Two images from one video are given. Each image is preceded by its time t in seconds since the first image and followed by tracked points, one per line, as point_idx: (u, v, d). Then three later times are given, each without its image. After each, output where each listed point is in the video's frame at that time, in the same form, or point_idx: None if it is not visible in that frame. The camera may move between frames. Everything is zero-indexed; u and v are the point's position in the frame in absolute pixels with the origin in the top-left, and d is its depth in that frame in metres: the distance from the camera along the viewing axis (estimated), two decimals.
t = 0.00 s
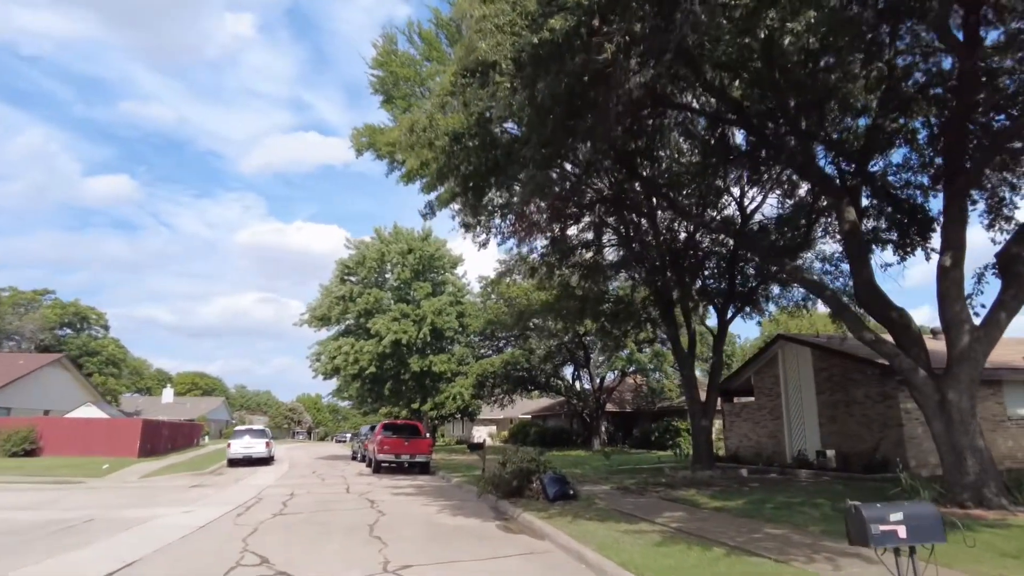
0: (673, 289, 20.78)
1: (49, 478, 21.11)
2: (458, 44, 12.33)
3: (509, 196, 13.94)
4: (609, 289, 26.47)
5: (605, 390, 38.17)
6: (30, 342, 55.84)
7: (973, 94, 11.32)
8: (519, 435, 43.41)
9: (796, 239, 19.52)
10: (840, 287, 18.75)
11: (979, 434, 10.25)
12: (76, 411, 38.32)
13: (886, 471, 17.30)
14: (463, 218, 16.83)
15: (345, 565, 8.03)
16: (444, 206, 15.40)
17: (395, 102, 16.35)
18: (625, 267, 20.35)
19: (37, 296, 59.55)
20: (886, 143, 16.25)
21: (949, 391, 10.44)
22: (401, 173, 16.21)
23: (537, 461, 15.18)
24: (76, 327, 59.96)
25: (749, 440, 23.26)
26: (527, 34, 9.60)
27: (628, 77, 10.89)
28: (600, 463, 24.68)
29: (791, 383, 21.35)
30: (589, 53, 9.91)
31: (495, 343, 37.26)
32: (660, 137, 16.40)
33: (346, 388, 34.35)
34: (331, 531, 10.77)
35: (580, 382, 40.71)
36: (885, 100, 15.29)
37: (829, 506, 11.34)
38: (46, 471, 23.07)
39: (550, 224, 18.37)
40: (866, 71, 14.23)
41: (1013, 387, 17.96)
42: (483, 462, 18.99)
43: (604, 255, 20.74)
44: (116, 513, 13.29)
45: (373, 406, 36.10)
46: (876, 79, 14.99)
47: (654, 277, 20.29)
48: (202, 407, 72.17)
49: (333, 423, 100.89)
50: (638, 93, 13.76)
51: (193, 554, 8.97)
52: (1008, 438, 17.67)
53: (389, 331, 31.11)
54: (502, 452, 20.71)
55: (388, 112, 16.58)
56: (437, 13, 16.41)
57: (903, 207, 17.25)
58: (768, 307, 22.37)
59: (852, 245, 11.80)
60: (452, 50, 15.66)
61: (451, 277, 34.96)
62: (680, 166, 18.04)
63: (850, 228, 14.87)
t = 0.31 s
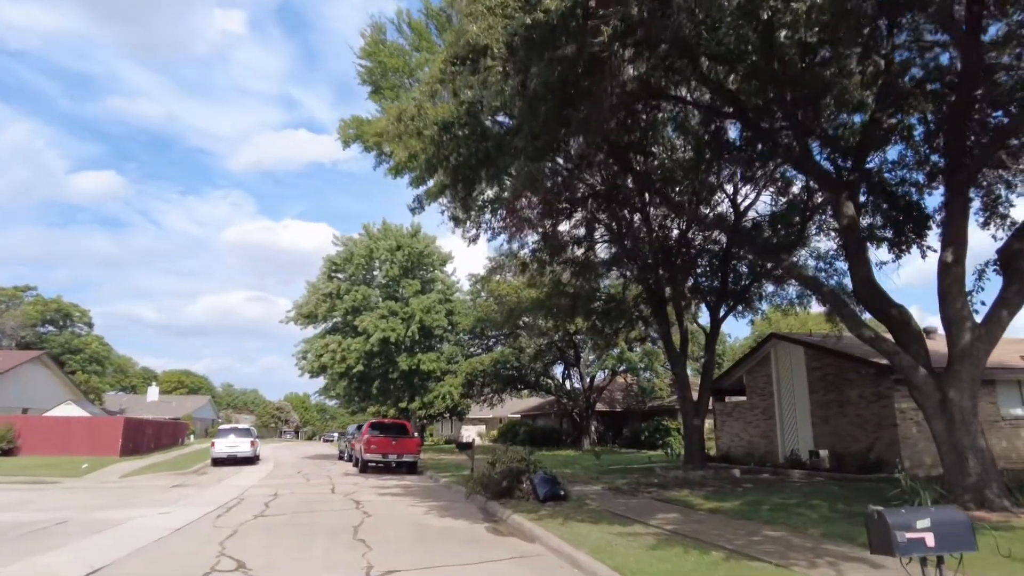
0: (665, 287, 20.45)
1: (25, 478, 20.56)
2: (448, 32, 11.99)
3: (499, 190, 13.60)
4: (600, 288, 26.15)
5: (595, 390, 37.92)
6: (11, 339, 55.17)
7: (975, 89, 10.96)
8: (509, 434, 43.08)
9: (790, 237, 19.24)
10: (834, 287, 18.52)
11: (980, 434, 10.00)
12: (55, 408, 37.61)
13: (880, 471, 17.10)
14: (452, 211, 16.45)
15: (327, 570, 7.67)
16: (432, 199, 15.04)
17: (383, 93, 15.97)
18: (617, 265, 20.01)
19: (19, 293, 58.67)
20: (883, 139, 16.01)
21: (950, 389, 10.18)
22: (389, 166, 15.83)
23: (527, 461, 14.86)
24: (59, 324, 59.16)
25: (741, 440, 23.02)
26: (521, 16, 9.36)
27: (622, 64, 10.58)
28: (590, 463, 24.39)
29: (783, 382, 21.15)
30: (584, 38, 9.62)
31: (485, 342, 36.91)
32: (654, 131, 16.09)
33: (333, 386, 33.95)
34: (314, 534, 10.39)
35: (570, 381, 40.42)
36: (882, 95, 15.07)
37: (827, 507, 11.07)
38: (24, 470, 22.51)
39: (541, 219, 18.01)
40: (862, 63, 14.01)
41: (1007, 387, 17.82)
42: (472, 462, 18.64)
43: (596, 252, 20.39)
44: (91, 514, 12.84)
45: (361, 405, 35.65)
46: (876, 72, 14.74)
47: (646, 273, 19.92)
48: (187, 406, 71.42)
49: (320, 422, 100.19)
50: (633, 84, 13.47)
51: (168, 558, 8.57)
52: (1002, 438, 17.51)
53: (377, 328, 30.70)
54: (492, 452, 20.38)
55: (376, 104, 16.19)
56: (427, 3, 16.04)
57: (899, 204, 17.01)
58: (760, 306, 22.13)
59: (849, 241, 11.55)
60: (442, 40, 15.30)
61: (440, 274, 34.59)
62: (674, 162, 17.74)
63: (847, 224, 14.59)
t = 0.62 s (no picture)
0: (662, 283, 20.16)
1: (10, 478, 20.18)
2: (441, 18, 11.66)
3: (494, 182, 13.28)
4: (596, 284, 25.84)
5: (591, 387, 37.61)
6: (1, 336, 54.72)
7: (985, 78, 10.63)
8: (504, 433, 42.77)
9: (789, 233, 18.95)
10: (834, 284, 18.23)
11: (990, 433, 9.70)
12: (45, 406, 37.15)
13: (880, 470, 16.83)
14: (446, 205, 16.12)
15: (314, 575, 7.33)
16: (426, 192, 14.70)
17: (376, 83, 15.64)
18: (614, 260, 19.71)
19: (8, 291, 58.11)
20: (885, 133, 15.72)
21: (958, 386, 9.89)
22: (381, 158, 15.49)
23: (522, 460, 14.53)
24: (49, 322, 58.70)
25: (739, 439, 22.74)
26: None
27: (620, 51, 10.28)
28: (586, 462, 24.09)
29: (781, 380, 20.87)
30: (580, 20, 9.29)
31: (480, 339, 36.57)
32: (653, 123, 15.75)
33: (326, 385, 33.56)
34: (303, 535, 10.06)
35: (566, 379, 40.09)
36: (885, 88, 14.76)
37: (831, 507, 10.79)
38: (10, 469, 22.11)
39: (538, 214, 17.70)
40: (864, 55, 13.70)
41: (1009, 384, 17.57)
42: (466, 461, 18.31)
43: (593, 247, 20.08)
44: (74, 515, 12.48)
45: (355, 403, 35.25)
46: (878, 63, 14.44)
47: (643, 269, 19.62)
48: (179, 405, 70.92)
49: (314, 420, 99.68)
50: (631, 74, 13.17)
51: (148, 561, 8.22)
52: (1004, 437, 17.25)
53: (370, 326, 30.35)
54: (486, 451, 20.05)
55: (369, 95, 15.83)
56: None
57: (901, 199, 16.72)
58: (759, 302, 21.85)
59: (854, 235, 11.25)
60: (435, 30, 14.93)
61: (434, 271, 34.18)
62: (671, 156, 17.43)
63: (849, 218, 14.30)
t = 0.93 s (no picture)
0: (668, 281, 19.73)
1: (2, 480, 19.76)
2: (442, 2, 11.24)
3: (496, 176, 12.88)
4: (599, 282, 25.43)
5: (593, 388, 37.17)
6: None
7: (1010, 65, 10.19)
8: (505, 434, 42.33)
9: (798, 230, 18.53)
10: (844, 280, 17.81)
11: (1016, 435, 9.29)
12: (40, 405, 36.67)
13: (892, 473, 16.39)
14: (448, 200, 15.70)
15: None
16: (425, 185, 14.26)
17: (374, 74, 15.22)
18: (619, 258, 19.28)
19: (5, 291, 57.71)
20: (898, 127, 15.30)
21: (983, 386, 9.47)
22: (380, 152, 15.08)
23: (525, 462, 14.08)
24: (46, 322, 58.31)
25: (745, 440, 22.31)
26: None
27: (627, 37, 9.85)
28: (589, 464, 23.65)
29: (789, 380, 20.43)
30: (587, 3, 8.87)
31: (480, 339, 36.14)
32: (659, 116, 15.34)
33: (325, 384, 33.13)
34: (297, 541, 9.62)
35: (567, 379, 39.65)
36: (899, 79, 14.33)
37: (848, 512, 10.34)
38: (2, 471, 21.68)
39: (541, 211, 17.30)
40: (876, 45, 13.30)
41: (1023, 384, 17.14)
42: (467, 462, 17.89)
43: (596, 245, 19.68)
44: (63, 519, 12.07)
45: (354, 403, 34.81)
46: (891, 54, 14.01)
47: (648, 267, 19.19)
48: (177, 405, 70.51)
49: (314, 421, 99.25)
50: (637, 63, 12.76)
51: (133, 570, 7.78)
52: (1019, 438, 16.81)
53: (369, 325, 29.91)
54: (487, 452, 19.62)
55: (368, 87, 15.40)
56: None
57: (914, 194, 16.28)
58: (766, 300, 21.43)
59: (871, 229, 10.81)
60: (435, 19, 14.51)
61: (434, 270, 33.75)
62: (677, 151, 17.02)
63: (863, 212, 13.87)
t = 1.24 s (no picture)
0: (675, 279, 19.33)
1: None
2: None
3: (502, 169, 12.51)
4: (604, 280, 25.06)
5: (597, 388, 36.80)
6: None
7: None
8: (507, 434, 41.95)
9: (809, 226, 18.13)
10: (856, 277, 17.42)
11: None
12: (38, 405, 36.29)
13: (907, 474, 15.99)
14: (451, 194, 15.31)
15: None
16: (428, 179, 13.90)
17: (377, 66, 14.86)
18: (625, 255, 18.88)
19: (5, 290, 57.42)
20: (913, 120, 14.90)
21: (1012, 385, 9.10)
22: (382, 146, 14.73)
23: (531, 463, 13.70)
24: (47, 321, 58.05)
25: (753, 440, 21.92)
26: None
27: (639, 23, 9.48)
28: (594, 465, 23.27)
29: (799, 379, 20.05)
30: None
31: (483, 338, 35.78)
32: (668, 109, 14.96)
33: (326, 384, 32.78)
34: (296, 546, 9.23)
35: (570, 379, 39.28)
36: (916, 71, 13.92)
37: (869, 516, 9.95)
38: None
39: (546, 206, 16.92)
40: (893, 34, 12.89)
41: None
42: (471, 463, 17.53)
43: (602, 242, 19.28)
44: (56, 521, 11.74)
45: (355, 403, 34.47)
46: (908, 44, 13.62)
47: (655, 264, 18.78)
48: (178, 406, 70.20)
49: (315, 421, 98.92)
50: (646, 53, 12.38)
51: None
52: None
53: (371, 324, 29.56)
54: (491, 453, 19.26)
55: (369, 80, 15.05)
56: None
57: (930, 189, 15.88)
58: (774, 298, 21.03)
59: (893, 223, 10.42)
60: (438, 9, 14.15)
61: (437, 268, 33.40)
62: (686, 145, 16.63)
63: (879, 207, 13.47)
